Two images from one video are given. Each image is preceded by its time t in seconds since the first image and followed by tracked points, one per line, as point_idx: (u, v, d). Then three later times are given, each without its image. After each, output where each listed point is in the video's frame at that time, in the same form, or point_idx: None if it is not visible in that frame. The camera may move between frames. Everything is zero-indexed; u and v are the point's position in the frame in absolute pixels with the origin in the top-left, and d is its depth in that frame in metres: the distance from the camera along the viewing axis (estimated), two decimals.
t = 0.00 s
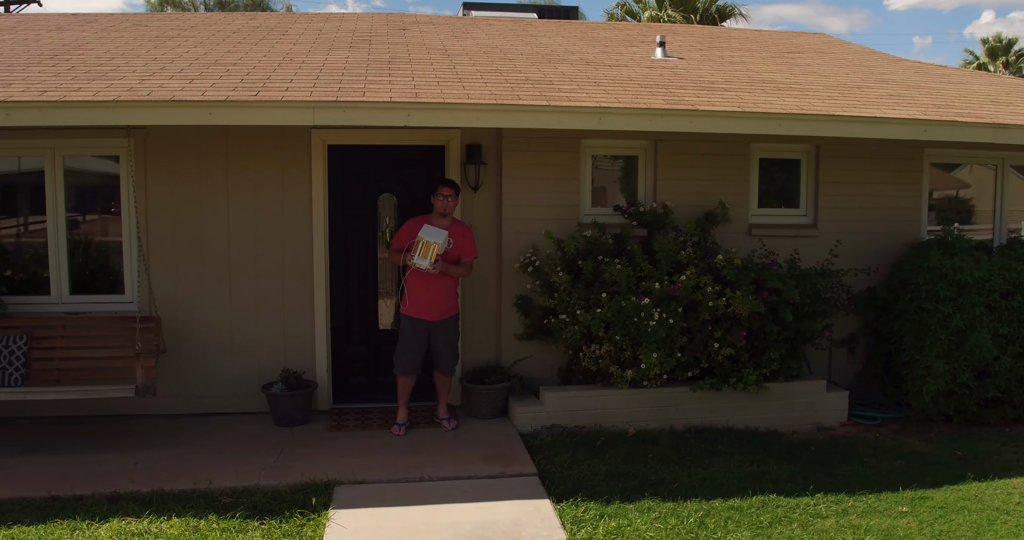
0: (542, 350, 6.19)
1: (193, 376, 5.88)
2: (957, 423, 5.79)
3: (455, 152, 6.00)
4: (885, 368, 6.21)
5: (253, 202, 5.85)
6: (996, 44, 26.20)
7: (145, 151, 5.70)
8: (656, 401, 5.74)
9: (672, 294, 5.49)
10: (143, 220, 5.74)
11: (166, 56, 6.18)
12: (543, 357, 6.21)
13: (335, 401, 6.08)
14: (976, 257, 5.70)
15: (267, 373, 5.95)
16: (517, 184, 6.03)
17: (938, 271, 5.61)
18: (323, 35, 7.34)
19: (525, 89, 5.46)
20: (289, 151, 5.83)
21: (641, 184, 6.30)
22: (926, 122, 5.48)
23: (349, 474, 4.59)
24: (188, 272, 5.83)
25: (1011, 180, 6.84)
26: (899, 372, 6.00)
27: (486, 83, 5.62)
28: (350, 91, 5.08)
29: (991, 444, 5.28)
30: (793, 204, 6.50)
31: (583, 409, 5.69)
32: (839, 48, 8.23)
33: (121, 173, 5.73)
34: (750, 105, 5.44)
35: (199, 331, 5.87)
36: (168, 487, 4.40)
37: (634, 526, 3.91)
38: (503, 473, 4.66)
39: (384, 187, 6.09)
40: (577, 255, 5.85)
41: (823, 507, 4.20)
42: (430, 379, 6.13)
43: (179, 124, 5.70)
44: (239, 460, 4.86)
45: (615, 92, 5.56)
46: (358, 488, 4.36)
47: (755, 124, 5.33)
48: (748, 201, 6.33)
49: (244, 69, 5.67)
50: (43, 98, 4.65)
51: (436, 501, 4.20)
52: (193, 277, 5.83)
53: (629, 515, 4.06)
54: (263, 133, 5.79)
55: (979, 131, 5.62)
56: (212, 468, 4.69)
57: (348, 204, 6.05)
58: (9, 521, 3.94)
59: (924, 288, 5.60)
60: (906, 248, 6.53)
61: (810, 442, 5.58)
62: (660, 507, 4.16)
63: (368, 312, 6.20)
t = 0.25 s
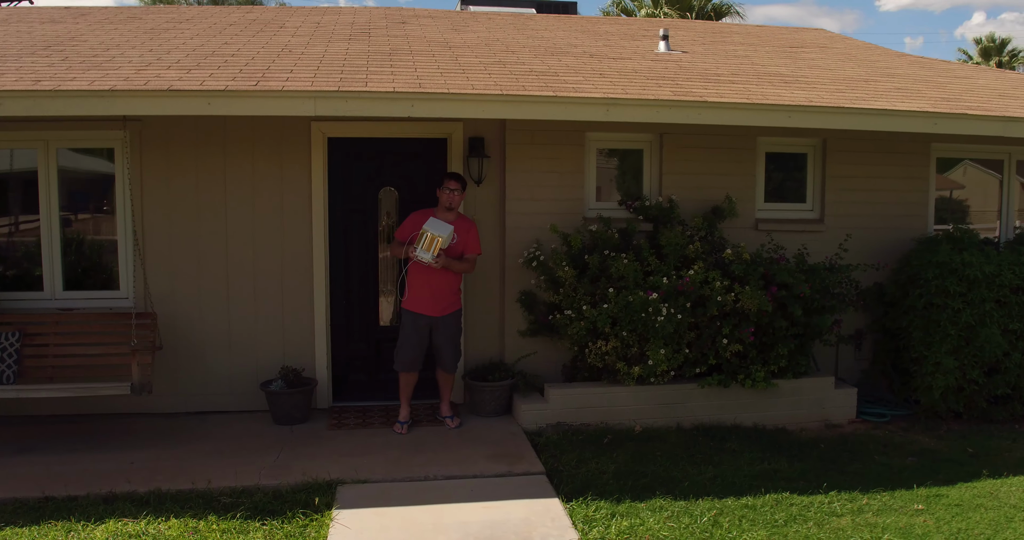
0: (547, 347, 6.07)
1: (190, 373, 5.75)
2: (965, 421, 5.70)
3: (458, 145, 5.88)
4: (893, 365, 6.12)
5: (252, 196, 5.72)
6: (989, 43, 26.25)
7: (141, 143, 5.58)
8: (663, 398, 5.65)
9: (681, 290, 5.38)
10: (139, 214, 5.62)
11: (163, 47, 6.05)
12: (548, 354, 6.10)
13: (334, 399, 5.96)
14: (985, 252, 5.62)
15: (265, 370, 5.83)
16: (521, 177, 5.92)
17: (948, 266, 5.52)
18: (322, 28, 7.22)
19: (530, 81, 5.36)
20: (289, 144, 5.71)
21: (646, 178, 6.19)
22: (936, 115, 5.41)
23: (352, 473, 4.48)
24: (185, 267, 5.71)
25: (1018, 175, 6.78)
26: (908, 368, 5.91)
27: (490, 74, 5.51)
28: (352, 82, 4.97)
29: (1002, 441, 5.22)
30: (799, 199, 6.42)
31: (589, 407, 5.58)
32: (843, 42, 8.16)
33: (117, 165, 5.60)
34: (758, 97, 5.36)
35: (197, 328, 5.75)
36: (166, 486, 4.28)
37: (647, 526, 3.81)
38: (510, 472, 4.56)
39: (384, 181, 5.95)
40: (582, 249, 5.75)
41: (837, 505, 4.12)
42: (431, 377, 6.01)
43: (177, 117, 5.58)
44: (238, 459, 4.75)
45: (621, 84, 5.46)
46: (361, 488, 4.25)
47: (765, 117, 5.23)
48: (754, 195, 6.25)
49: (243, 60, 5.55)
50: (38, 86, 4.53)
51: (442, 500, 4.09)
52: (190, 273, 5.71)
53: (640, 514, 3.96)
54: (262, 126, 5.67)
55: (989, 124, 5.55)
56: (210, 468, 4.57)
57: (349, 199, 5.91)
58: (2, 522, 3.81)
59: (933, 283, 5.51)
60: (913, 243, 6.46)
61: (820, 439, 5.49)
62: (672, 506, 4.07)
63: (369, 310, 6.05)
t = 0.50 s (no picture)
0: (517, 345, 5.90)
1: (146, 376, 5.50)
2: (937, 415, 5.67)
3: (427, 138, 5.71)
4: (865, 361, 6.06)
5: (212, 191, 5.50)
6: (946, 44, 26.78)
7: (96, 135, 5.32)
8: (634, 396, 5.50)
9: (655, 285, 5.27)
10: (93, 209, 5.36)
11: (119, 36, 5.78)
12: (518, 353, 5.92)
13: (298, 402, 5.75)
14: (959, 245, 5.64)
15: (226, 372, 5.61)
16: (492, 171, 5.76)
17: (922, 260, 5.51)
18: (286, 18, 6.99)
19: (504, 72, 5.22)
20: (251, 137, 5.50)
21: (618, 172, 6.08)
22: (911, 108, 5.39)
23: (319, 478, 4.29)
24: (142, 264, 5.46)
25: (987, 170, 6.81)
26: (879, 363, 5.86)
27: (461, 65, 5.36)
28: (319, 72, 4.79)
29: (975, 435, 5.22)
30: (772, 193, 6.37)
31: (560, 406, 5.42)
32: (812, 38, 8.16)
33: (70, 159, 5.34)
34: (733, 89, 5.28)
35: (154, 329, 5.50)
36: (121, 496, 4.05)
37: (627, 528, 3.69)
38: (480, 474, 4.37)
39: (349, 175, 5.79)
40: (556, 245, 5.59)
41: (817, 503, 4.06)
42: (398, 377, 5.81)
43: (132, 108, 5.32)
44: (199, 465, 4.54)
45: (595, 76, 5.35)
46: (328, 494, 4.07)
47: (740, 109, 5.18)
48: (727, 190, 6.19)
49: (204, 49, 5.32)
50: None
51: (414, 505, 3.93)
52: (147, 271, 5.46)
53: (619, 515, 3.84)
54: (223, 118, 5.45)
55: (961, 118, 5.54)
56: (168, 475, 4.36)
57: (314, 193, 5.74)
58: None
59: (907, 277, 5.49)
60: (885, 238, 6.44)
61: (792, 435, 5.40)
62: (651, 507, 3.95)
63: (332, 307, 5.89)
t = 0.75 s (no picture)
0: (454, 344, 5.47)
1: (63, 384, 5.15)
2: (873, 407, 5.70)
3: (358, 132, 5.38)
4: (801, 354, 5.97)
5: (130, 187, 5.15)
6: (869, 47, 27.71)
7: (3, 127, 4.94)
8: (576, 394, 5.18)
9: (595, 281, 4.97)
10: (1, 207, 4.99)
11: (29, 25, 5.38)
12: (455, 353, 5.48)
13: (225, 409, 5.39)
14: (890, 237, 5.66)
15: (150, 379, 5.27)
16: (425, 166, 5.41)
17: (857, 253, 5.52)
18: (211, 10, 6.65)
19: (439, 64, 5.05)
20: (172, 130, 5.17)
21: (553, 167, 5.80)
22: (846, 101, 5.40)
23: (252, 488, 4.06)
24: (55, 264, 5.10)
25: (916, 165, 6.71)
26: (816, 356, 5.80)
27: (396, 57, 5.15)
28: (247, 61, 4.53)
29: (914, 426, 5.30)
30: (707, 188, 6.17)
31: (500, 406, 5.06)
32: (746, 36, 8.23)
33: None
34: (672, 82, 5.21)
35: (69, 335, 5.15)
36: (39, 514, 3.75)
37: (576, 531, 3.57)
38: (422, 480, 4.11)
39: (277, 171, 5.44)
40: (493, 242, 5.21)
41: (764, 498, 4.03)
42: (328, 381, 5.45)
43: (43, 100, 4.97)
44: (123, 476, 4.27)
45: (535, 69, 5.22)
46: (262, 504, 3.85)
47: (676, 102, 5.08)
48: (664, 185, 5.95)
49: (122, 38, 4.97)
50: None
51: (353, 514, 3.73)
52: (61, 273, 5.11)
53: (567, 517, 3.72)
54: (141, 110, 5.11)
55: (894, 111, 5.59)
56: (87, 490, 4.06)
57: (239, 189, 5.39)
58: None
59: (842, 270, 5.49)
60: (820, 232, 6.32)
61: (731, 430, 5.24)
62: (599, 507, 3.83)
63: (262, 309, 5.53)
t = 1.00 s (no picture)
0: (418, 344, 5.24)
1: (9, 389, 4.89)
2: (838, 402, 5.78)
3: (316, 127, 5.09)
4: (765, 349, 6.04)
5: (77, 183, 4.90)
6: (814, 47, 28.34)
7: None
8: (544, 394, 5.00)
9: (562, 278, 4.76)
10: None
11: None
12: (419, 353, 5.25)
13: (182, 413, 5.16)
14: (853, 233, 5.76)
15: (102, 384, 5.03)
16: (385, 163, 5.14)
17: (821, 249, 5.55)
18: None
19: (403, 57, 4.82)
20: (122, 123, 4.92)
21: (516, 163, 5.56)
22: (810, 98, 5.34)
23: (215, 496, 3.87)
24: None
25: (872, 161, 6.80)
26: (781, 352, 5.87)
27: (356, 48, 4.95)
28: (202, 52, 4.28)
29: (879, 420, 5.40)
30: (670, 185, 6.02)
31: (467, 407, 4.85)
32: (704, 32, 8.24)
33: None
34: (640, 77, 5.08)
35: (14, 338, 4.90)
36: None
37: (554, 534, 3.48)
38: (392, 484, 3.94)
39: (232, 167, 5.19)
40: (458, 239, 4.98)
41: (739, 495, 4.02)
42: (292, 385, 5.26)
43: None
44: (77, 487, 4.05)
45: (500, 61, 5.08)
46: (227, 513, 3.68)
47: (640, 96, 4.85)
48: (627, 181, 5.77)
49: (67, 28, 4.68)
50: None
51: (323, 520, 3.58)
52: (5, 274, 4.84)
53: (543, 519, 3.63)
54: (89, 102, 4.86)
55: (857, 108, 5.60)
56: (36, 502, 3.83)
57: (193, 186, 5.14)
58: None
59: (808, 266, 5.53)
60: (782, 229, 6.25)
61: (702, 428, 5.18)
62: (574, 508, 3.75)
63: (220, 311, 5.29)
